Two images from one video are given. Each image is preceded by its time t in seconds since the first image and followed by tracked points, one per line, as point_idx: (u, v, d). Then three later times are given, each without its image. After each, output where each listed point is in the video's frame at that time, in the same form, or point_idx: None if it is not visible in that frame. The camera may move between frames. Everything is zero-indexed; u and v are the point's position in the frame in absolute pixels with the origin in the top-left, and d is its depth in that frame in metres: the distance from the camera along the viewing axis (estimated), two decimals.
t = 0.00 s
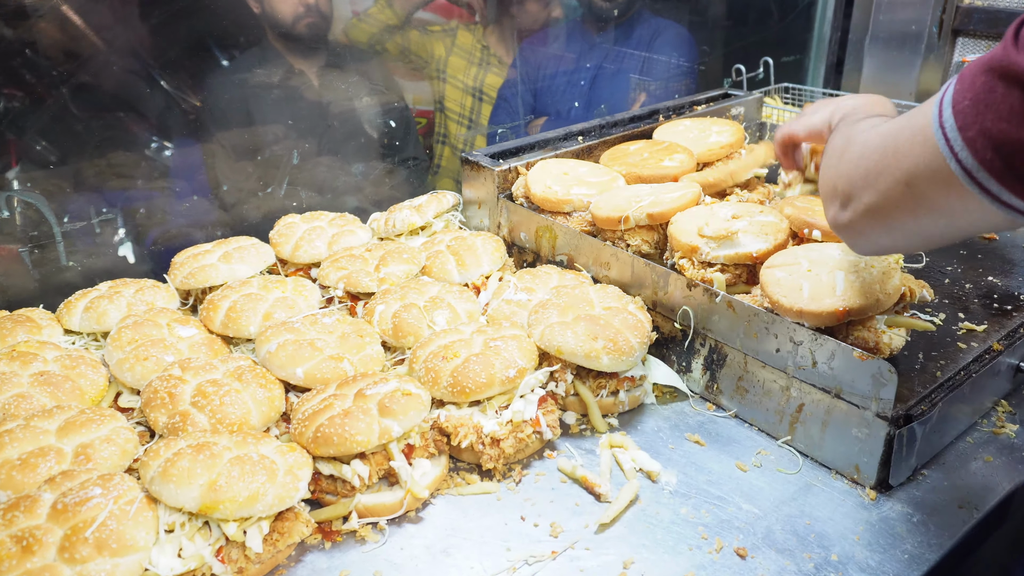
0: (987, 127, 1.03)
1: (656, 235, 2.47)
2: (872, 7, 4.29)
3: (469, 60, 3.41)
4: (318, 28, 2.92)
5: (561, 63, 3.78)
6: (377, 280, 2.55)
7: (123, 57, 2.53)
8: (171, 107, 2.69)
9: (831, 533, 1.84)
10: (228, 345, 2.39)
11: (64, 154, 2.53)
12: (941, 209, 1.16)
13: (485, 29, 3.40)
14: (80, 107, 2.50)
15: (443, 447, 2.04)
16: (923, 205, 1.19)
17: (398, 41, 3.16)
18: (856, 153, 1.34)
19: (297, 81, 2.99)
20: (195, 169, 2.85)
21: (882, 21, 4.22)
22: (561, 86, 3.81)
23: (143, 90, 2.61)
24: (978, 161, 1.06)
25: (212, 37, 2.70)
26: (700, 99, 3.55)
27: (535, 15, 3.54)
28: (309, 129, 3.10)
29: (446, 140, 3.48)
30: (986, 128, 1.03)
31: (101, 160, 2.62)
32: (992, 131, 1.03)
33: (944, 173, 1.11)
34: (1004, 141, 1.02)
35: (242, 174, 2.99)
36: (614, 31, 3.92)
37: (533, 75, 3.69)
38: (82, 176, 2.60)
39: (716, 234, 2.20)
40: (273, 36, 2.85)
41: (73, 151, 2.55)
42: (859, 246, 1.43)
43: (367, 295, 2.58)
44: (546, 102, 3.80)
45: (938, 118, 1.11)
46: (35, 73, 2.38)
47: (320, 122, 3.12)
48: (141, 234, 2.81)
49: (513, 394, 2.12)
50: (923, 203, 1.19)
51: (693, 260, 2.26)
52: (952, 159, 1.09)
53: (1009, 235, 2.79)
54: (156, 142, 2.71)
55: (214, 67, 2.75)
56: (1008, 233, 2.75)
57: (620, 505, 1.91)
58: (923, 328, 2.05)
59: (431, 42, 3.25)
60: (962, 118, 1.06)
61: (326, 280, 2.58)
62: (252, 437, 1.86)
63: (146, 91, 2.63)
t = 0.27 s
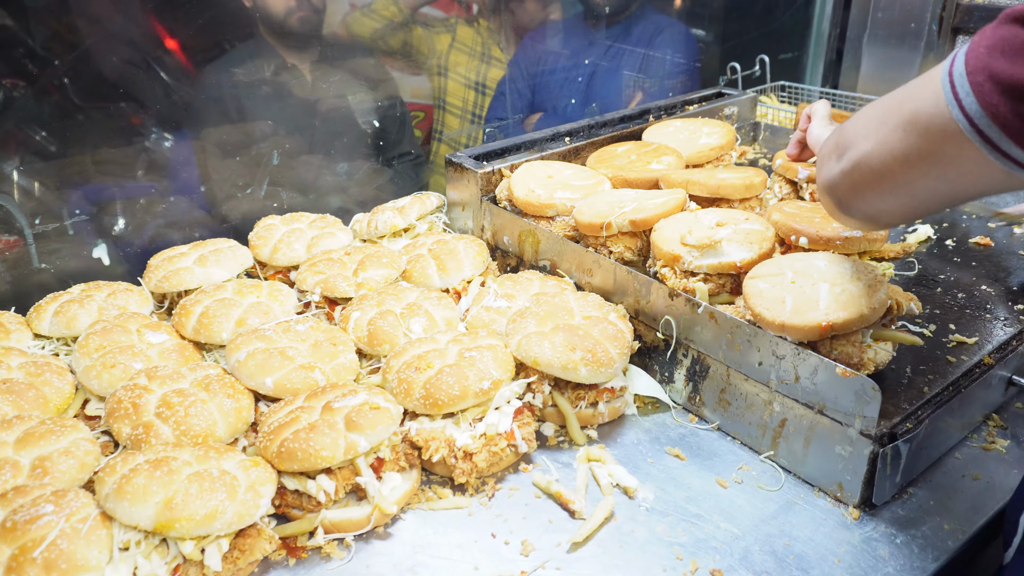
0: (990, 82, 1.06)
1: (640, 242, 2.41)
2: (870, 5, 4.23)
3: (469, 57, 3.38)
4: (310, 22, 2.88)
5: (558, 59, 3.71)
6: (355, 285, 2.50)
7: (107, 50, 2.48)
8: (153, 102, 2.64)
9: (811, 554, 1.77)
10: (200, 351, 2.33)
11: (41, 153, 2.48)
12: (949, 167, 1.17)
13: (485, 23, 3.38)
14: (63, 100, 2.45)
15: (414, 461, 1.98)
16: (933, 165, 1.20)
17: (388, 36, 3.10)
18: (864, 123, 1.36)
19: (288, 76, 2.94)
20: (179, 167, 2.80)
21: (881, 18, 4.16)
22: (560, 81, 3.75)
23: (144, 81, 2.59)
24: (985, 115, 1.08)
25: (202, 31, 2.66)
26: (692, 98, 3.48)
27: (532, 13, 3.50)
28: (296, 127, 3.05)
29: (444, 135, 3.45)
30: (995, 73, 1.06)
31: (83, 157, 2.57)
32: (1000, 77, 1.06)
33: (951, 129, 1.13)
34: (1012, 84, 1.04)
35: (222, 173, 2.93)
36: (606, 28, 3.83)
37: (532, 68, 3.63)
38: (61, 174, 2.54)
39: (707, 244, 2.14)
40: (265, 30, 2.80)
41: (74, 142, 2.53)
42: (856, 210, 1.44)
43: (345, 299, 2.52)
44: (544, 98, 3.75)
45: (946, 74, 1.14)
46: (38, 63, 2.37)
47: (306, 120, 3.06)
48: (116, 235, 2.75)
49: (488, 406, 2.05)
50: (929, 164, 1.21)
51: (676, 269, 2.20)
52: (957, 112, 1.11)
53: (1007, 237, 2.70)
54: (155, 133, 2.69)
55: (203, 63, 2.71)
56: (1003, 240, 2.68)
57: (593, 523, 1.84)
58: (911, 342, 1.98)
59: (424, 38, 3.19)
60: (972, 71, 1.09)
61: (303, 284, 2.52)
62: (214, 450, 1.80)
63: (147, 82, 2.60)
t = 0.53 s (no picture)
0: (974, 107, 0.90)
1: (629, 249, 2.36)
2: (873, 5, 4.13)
3: (473, 55, 3.39)
4: (308, 18, 2.85)
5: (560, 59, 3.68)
6: (339, 290, 2.45)
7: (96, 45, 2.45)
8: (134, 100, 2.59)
9: None
10: (180, 357, 2.30)
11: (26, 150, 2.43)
12: (873, 230, 1.12)
13: (489, 19, 3.36)
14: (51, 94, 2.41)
15: (391, 474, 1.93)
16: (854, 233, 1.15)
17: (383, 34, 3.06)
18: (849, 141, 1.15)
19: (285, 74, 2.91)
20: (168, 165, 2.76)
21: (884, 20, 4.06)
22: (562, 80, 3.72)
23: (145, 76, 2.58)
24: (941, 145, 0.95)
25: (194, 26, 2.62)
26: (690, 100, 3.42)
27: (530, 13, 3.47)
28: (289, 126, 3.01)
29: (444, 132, 3.43)
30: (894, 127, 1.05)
31: (73, 155, 2.53)
32: (995, 109, 0.88)
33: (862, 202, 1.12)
34: (1001, 113, 0.87)
35: (209, 172, 2.88)
36: (602, 29, 3.76)
37: (537, 67, 3.62)
38: (48, 171, 2.50)
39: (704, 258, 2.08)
40: (261, 26, 2.77)
41: (72, 138, 2.50)
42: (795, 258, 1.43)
43: (329, 305, 2.48)
44: (545, 97, 3.72)
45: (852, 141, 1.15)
46: (40, 56, 2.36)
47: (298, 119, 3.02)
48: (99, 236, 2.70)
49: (469, 418, 2.00)
50: (907, 203, 1.04)
51: (664, 278, 2.15)
52: (940, 144, 0.95)
53: (1005, 250, 2.66)
54: (157, 128, 2.68)
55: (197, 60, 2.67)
56: (1003, 249, 2.63)
57: (574, 541, 1.79)
58: (904, 356, 1.92)
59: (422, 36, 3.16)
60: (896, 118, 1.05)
61: (287, 289, 2.48)
62: (185, 462, 1.76)
63: (148, 78, 2.59)
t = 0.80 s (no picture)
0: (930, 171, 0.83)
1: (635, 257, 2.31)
2: (889, 7, 4.03)
3: (488, 53, 3.40)
4: (316, 17, 2.84)
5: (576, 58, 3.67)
6: (340, 294, 2.41)
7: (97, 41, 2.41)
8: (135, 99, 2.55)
9: None
10: (177, 360, 2.27)
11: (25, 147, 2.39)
12: (830, 297, 1.06)
13: (499, 18, 3.35)
14: (53, 89, 2.38)
15: (389, 484, 1.89)
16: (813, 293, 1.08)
17: (390, 33, 3.04)
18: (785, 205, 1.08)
19: (291, 73, 2.89)
20: (171, 163, 2.73)
21: (899, 24, 3.98)
22: (576, 81, 3.71)
23: (155, 71, 2.56)
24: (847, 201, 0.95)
25: (203, 22, 2.60)
26: (701, 104, 3.37)
27: (539, 17, 3.46)
28: (294, 125, 2.98)
29: (456, 131, 3.40)
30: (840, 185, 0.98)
31: (77, 151, 2.50)
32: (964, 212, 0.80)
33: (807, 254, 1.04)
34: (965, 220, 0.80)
35: (211, 171, 2.85)
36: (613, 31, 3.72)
37: (554, 66, 3.63)
38: (48, 169, 2.46)
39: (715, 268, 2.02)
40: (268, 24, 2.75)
41: (78, 133, 2.48)
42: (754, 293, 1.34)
43: (329, 309, 2.44)
44: (558, 97, 3.71)
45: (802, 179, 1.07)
46: (52, 51, 2.34)
47: (303, 119, 2.99)
48: (99, 235, 2.67)
49: (469, 428, 1.97)
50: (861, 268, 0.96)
51: (670, 287, 2.09)
52: (879, 206, 0.89)
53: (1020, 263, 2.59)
54: (166, 125, 2.66)
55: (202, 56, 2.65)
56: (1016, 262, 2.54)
57: (575, 557, 1.75)
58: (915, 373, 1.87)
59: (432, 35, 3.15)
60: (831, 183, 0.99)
61: (287, 292, 2.44)
62: (178, 470, 1.72)
63: (160, 71, 2.58)
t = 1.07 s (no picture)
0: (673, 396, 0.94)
1: (684, 266, 2.32)
2: (934, 9, 3.99)
3: (528, 56, 3.25)
4: (354, 22, 2.87)
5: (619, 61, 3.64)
6: (388, 302, 2.43)
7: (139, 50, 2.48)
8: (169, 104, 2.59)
9: None
10: (230, 368, 2.28)
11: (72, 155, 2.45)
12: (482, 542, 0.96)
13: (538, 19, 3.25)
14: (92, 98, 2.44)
15: (445, 494, 1.89)
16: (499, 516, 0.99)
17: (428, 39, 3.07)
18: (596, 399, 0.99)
19: (328, 79, 2.93)
20: (215, 169, 2.79)
21: (943, 27, 3.93)
22: (616, 85, 3.66)
23: (191, 79, 2.65)
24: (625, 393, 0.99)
25: (243, 27, 2.71)
26: (741, 111, 3.38)
27: (577, 22, 3.40)
28: (334, 132, 3.01)
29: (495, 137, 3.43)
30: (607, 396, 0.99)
31: (124, 157, 2.57)
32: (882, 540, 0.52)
33: None
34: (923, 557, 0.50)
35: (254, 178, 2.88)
36: (652, 36, 3.75)
37: (596, 72, 3.58)
38: (93, 176, 2.52)
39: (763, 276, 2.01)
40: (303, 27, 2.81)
41: (119, 140, 2.54)
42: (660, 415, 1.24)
43: (377, 316, 2.45)
44: (598, 100, 3.67)
45: None
46: (90, 56, 2.40)
47: (344, 125, 3.02)
48: (149, 243, 2.72)
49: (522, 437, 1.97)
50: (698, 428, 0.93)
51: (722, 297, 2.09)
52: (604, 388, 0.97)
53: None
54: (200, 129, 2.72)
55: (241, 57, 2.74)
56: None
57: (633, 567, 1.76)
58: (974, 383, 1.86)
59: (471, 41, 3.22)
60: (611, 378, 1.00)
61: (335, 300, 2.47)
62: (240, 479, 1.74)
63: (195, 79, 2.67)
